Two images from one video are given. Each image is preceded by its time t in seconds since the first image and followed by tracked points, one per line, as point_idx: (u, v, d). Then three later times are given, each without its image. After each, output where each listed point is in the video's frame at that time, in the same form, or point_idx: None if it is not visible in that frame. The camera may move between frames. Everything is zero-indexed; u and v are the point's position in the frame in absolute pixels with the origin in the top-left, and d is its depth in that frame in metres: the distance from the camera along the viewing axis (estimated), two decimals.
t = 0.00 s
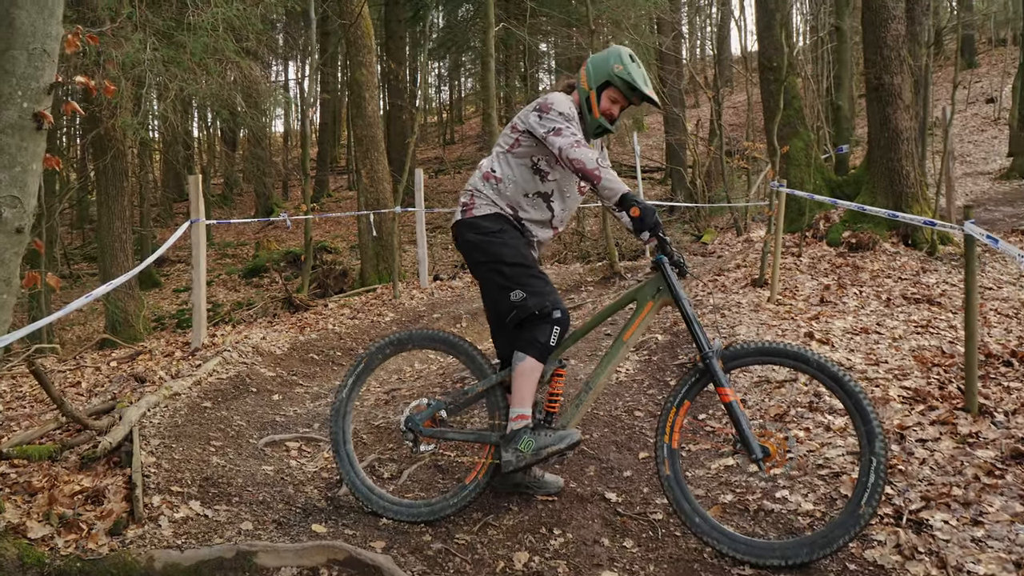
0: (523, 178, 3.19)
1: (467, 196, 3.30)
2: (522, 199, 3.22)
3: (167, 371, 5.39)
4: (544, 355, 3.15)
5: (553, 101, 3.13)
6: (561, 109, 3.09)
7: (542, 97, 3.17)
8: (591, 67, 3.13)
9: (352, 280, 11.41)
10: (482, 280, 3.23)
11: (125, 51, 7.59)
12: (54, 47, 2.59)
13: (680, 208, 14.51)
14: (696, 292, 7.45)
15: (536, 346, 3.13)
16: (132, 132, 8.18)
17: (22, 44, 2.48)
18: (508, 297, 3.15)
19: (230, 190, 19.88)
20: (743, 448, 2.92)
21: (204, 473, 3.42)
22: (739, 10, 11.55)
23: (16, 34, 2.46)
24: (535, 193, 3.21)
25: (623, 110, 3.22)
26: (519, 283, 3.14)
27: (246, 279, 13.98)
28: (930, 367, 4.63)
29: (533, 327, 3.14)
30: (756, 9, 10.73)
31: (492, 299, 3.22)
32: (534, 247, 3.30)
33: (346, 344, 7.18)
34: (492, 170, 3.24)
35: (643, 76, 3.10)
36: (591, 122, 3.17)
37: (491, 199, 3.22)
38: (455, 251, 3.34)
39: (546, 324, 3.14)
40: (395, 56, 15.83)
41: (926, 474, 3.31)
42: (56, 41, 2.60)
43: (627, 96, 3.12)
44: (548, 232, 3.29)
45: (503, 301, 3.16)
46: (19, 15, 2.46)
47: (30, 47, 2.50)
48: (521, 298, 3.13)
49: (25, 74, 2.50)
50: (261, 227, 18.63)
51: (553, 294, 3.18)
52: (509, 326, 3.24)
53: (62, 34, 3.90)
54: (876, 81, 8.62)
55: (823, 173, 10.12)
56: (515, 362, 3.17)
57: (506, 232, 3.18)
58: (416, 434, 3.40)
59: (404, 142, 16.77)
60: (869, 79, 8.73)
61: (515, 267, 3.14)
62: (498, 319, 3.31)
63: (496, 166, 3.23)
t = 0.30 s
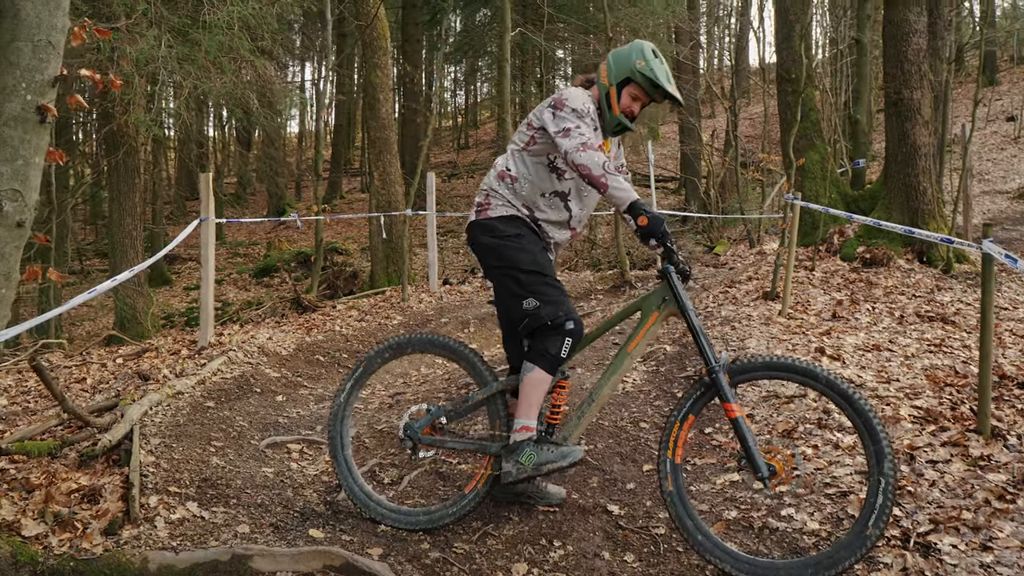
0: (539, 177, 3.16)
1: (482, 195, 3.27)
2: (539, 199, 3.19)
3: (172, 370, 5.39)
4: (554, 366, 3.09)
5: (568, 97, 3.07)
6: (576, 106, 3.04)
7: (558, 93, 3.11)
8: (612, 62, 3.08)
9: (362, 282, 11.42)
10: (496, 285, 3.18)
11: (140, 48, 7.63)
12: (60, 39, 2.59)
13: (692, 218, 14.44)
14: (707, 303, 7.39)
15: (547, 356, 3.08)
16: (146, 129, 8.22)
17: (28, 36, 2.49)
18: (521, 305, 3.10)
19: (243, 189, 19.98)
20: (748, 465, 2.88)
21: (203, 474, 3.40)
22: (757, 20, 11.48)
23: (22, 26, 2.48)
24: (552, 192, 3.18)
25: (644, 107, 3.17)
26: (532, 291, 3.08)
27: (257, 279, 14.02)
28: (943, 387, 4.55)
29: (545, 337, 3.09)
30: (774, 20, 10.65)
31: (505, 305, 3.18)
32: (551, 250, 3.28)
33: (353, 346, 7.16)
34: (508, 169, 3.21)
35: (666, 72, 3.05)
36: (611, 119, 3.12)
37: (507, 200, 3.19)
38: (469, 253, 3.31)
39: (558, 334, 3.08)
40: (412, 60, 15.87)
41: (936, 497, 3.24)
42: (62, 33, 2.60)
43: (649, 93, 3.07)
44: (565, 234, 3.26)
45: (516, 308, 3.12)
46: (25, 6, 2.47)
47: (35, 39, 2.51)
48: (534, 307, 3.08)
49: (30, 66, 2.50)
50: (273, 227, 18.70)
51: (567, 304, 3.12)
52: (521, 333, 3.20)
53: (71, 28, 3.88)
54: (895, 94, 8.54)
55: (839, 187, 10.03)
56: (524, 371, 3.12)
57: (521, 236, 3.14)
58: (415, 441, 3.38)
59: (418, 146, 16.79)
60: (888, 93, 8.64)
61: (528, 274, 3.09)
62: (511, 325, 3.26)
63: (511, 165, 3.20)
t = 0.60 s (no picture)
0: (545, 189, 3.08)
1: (485, 212, 3.16)
2: (546, 213, 3.10)
3: (174, 373, 5.39)
4: (564, 393, 3.03)
5: (568, 103, 3.00)
6: (576, 112, 2.97)
7: (558, 99, 3.04)
8: (612, 65, 3.03)
9: (369, 283, 11.42)
10: (504, 305, 3.10)
11: (144, 51, 7.66)
12: (47, 44, 2.58)
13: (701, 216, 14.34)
14: (713, 302, 7.32)
15: (558, 383, 3.01)
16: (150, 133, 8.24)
17: (14, 41, 2.47)
18: (533, 329, 3.02)
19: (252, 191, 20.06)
20: (747, 471, 2.82)
21: (198, 479, 3.38)
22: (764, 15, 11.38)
23: (8, 31, 2.46)
24: (559, 204, 3.10)
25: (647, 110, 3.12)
26: (544, 315, 3.01)
27: (266, 281, 14.07)
28: (951, 386, 4.46)
29: (556, 362, 3.02)
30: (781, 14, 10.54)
31: (514, 328, 3.11)
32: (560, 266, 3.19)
33: (357, 348, 7.16)
34: (511, 181, 3.11)
35: (668, 74, 3.00)
36: (613, 125, 3.08)
37: (514, 217, 3.08)
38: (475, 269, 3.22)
39: (570, 360, 3.02)
40: (419, 60, 15.87)
41: (941, 499, 3.17)
42: (50, 38, 2.58)
43: (651, 96, 3.02)
44: (573, 246, 3.17)
45: (527, 331, 3.04)
46: (11, 12, 2.45)
47: (22, 45, 2.49)
48: (547, 331, 3.00)
49: (16, 72, 2.49)
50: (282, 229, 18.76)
51: (580, 328, 3.06)
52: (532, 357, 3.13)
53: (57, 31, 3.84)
54: (903, 89, 8.42)
55: (847, 183, 9.92)
56: (533, 399, 3.05)
57: (531, 257, 3.05)
58: (415, 449, 3.35)
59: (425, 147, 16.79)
60: (896, 87, 8.53)
61: (540, 297, 3.01)
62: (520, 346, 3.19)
63: (515, 177, 3.11)
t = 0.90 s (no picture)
0: (537, 177, 3.07)
1: (477, 197, 3.15)
2: (537, 201, 3.09)
3: (184, 376, 5.44)
4: (542, 385, 3.02)
5: (564, 91, 2.97)
6: (572, 102, 2.93)
7: (556, 86, 3.00)
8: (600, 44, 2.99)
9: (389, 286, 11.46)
10: (488, 291, 3.10)
11: (163, 55, 7.81)
12: (41, 52, 2.85)
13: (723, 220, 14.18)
14: (729, 309, 7.22)
15: (535, 375, 3.01)
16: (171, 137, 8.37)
17: (8, 49, 2.74)
18: (512, 318, 3.03)
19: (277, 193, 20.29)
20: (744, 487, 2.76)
21: (197, 484, 3.41)
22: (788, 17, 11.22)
23: (2, 40, 2.73)
24: (550, 192, 3.10)
25: (642, 85, 3.01)
26: (525, 305, 3.01)
27: (288, 283, 14.21)
28: (965, 400, 4.33)
29: (533, 354, 3.01)
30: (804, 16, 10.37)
31: (496, 315, 3.11)
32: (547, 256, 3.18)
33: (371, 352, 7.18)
34: (504, 167, 3.10)
35: (653, 39, 2.91)
36: (604, 100, 3.01)
37: (504, 203, 3.08)
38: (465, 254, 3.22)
39: (546, 353, 3.00)
40: (442, 63, 15.93)
41: (947, 519, 3.08)
42: (44, 46, 2.86)
43: (640, 66, 2.93)
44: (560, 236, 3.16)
45: (506, 321, 3.05)
46: (5, 21, 2.73)
47: (16, 52, 2.76)
48: (525, 322, 3.01)
49: (9, 79, 2.74)
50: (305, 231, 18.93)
51: (560, 321, 3.04)
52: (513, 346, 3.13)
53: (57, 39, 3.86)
54: (927, 93, 8.23)
55: (870, 189, 9.73)
56: (514, 392, 3.07)
57: (517, 245, 3.04)
58: (407, 458, 3.34)
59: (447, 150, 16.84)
60: (920, 92, 8.34)
61: (522, 287, 3.01)
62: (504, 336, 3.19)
63: (508, 163, 3.10)
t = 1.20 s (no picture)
0: (562, 193, 3.00)
1: (501, 218, 3.08)
2: (563, 218, 3.03)
3: (218, 377, 5.55)
4: (574, 409, 2.98)
5: (582, 103, 2.90)
6: (591, 114, 2.87)
7: (572, 100, 2.94)
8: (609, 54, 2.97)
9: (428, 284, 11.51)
10: (518, 315, 3.04)
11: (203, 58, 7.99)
12: (65, 61, 2.76)
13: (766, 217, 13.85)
14: (766, 309, 7.05)
15: (567, 400, 2.97)
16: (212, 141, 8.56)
17: (31, 59, 2.65)
18: (545, 343, 2.98)
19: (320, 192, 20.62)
20: (767, 498, 2.67)
21: (224, 486, 3.48)
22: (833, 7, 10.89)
23: (25, 49, 2.64)
24: (575, 208, 3.03)
25: (658, 87, 2.96)
26: (557, 329, 2.96)
27: (330, 281, 14.40)
28: (1006, 407, 4.13)
29: (566, 378, 2.97)
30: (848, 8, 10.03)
31: (527, 339, 3.06)
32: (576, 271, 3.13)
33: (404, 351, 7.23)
34: (528, 186, 3.02)
35: (664, 39, 2.87)
36: (621, 106, 2.95)
37: (530, 223, 3.01)
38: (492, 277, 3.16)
39: (579, 376, 2.96)
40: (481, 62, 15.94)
41: (980, 531, 2.96)
42: (67, 55, 2.76)
43: (653, 67, 2.88)
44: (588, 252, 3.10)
45: (540, 345, 3.00)
46: (28, 32, 2.64)
47: (39, 62, 2.67)
48: (559, 346, 2.96)
49: (34, 89, 2.67)
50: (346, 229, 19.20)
51: (593, 342, 2.99)
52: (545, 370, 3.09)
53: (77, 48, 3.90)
54: (975, 88, 7.89)
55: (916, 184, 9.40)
56: (540, 415, 3.02)
57: (546, 267, 2.99)
58: (430, 462, 3.34)
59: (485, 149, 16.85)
60: (968, 86, 8.00)
61: (555, 310, 2.96)
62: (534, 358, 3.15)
63: (531, 182, 3.02)
